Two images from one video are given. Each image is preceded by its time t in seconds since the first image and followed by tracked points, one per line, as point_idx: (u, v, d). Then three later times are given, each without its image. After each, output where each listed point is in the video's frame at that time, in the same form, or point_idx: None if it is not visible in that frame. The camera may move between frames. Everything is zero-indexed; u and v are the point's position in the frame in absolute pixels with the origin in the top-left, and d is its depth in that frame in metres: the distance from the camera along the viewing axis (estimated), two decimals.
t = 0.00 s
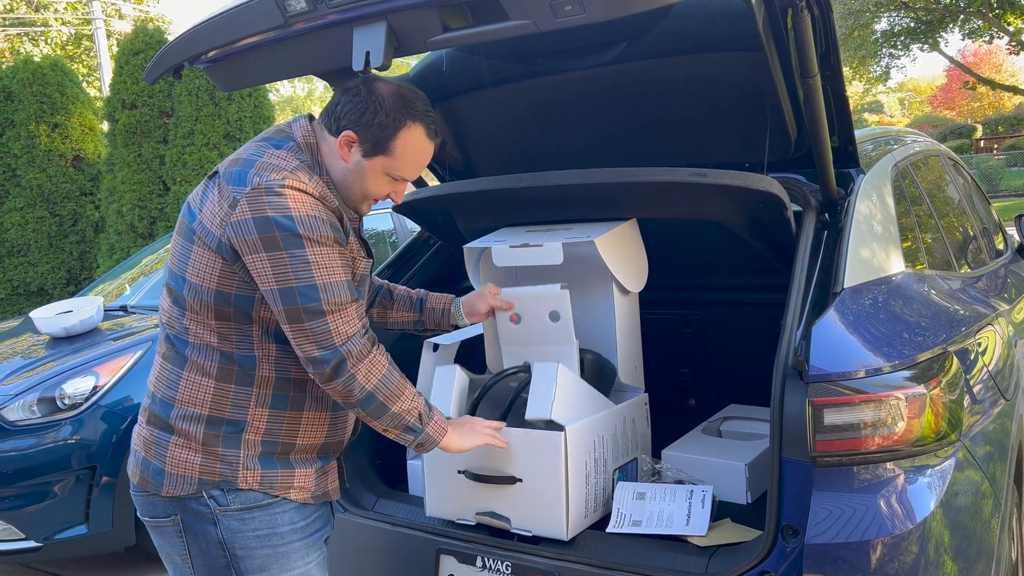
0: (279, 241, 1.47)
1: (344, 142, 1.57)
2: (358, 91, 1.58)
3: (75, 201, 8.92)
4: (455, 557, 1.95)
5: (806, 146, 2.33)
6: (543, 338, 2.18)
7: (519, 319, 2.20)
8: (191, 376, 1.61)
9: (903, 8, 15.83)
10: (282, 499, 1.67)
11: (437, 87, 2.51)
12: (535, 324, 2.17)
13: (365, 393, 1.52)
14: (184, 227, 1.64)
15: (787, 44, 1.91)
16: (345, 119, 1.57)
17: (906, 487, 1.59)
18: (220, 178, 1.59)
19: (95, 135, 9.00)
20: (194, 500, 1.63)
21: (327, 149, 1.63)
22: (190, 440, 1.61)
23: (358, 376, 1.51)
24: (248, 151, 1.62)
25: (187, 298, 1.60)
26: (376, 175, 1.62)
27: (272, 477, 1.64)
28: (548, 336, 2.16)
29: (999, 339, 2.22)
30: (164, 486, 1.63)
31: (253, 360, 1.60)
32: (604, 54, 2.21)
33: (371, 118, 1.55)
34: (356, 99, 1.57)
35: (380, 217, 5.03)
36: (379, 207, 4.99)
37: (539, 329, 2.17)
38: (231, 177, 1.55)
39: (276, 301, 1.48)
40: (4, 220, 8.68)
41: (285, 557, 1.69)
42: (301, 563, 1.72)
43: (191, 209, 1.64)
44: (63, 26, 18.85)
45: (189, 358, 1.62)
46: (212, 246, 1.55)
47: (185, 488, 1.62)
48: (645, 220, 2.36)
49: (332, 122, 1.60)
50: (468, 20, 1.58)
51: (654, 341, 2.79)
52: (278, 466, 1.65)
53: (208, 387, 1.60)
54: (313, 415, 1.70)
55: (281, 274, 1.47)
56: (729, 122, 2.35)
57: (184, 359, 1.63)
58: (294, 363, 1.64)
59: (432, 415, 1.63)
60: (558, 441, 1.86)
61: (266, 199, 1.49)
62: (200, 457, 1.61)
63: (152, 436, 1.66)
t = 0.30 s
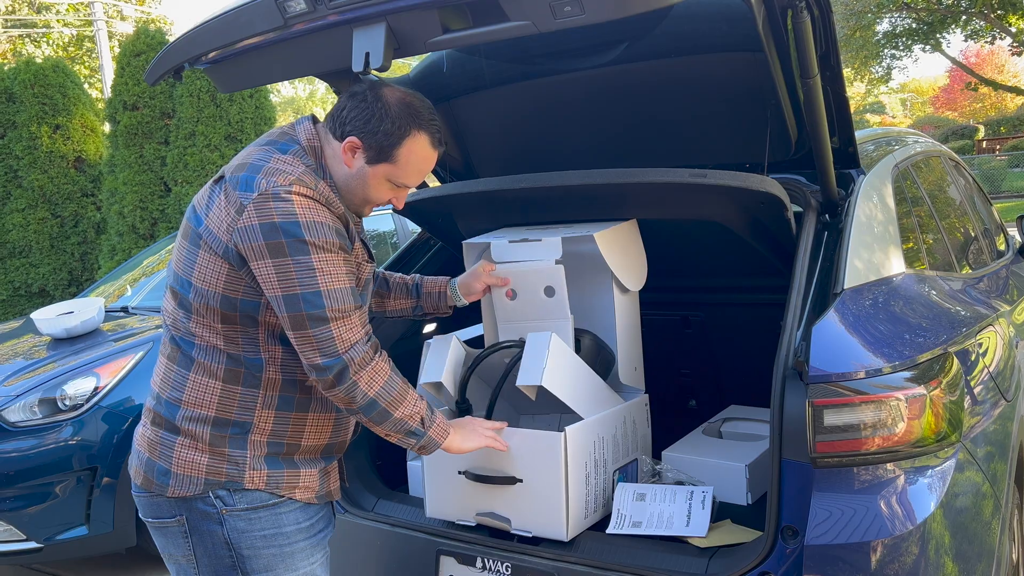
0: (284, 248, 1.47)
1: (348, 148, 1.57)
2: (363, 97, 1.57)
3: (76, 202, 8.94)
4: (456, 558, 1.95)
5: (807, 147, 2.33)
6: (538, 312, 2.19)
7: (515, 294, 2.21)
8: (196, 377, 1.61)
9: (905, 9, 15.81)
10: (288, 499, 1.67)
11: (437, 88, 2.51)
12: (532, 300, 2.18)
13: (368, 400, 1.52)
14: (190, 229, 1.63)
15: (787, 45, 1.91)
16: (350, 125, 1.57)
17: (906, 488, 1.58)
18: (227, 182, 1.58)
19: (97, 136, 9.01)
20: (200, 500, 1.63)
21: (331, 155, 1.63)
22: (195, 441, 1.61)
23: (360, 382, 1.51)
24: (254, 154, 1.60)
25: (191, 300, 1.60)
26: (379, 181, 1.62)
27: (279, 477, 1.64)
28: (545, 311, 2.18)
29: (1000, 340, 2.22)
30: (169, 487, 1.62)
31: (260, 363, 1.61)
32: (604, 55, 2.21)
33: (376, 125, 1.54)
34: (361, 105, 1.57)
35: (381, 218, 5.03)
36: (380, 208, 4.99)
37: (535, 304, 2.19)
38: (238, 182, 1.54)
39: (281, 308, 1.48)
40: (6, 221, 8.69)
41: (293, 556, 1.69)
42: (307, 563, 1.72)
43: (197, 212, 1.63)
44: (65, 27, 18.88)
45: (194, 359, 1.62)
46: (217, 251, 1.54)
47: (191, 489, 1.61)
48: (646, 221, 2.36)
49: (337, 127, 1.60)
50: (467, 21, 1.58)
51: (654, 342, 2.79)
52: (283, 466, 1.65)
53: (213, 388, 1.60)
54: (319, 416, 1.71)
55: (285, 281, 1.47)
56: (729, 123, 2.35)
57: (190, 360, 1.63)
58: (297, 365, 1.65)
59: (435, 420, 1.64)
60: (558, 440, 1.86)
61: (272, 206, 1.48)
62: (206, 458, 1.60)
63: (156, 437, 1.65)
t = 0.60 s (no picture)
0: (300, 255, 1.47)
1: (350, 152, 1.58)
2: (366, 101, 1.59)
3: (78, 203, 8.95)
4: (454, 558, 1.95)
5: (807, 148, 2.33)
6: (537, 319, 2.18)
7: (515, 299, 2.21)
8: (195, 380, 1.61)
9: (906, 9, 15.80)
10: (286, 500, 1.67)
11: (437, 88, 2.51)
12: (532, 307, 2.17)
13: (394, 396, 1.54)
14: (197, 234, 1.63)
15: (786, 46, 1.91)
16: (352, 129, 1.58)
17: (905, 488, 1.58)
18: (235, 189, 1.57)
19: (98, 138, 9.02)
20: (197, 501, 1.63)
21: (333, 159, 1.63)
22: (193, 442, 1.61)
23: (387, 380, 1.53)
24: (260, 160, 1.60)
25: (195, 305, 1.60)
26: (381, 185, 1.63)
27: (276, 478, 1.64)
28: (544, 318, 2.16)
29: (1000, 340, 2.22)
30: (167, 488, 1.63)
31: (259, 367, 1.60)
32: (604, 55, 2.21)
33: (379, 130, 1.56)
34: (363, 110, 1.58)
35: (381, 219, 5.04)
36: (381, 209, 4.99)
37: (535, 311, 2.18)
38: (247, 189, 1.53)
39: (300, 314, 1.48)
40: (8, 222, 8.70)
41: (291, 557, 1.70)
42: (306, 563, 1.73)
43: (202, 218, 1.63)
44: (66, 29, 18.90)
45: (194, 362, 1.62)
46: (227, 259, 1.55)
47: (188, 490, 1.62)
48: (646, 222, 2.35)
49: (339, 130, 1.61)
50: (466, 21, 1.58)
51: (654, 343, 2.79)
52: (281, 467, 1.66)
53: (212, 391, 1.60)
54: (318, 418, 1.70)
55: (303, 288, 1.47)
56: (729, 123, 2.35)
57: (189, 363, 1.63)
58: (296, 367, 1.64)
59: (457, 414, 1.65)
60: (557, 440, 1.86)
61: (284, 213, 1.48)
62: (204, 460, 1.61)
63: (154, 438, 1.65)
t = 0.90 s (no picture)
0: (373, 264, 1.53)
1: (375, 164, 1.61)
2: (389, 115, 1.62)
3: (79, 204, 8.96)
4: (456, 559, 1.95)
5: (808, 148, 2.33)
6: (538, 318, 2.18)
7: (516, 299, 2.21)
8: (213, 383, 1.59)
9: (907, 10, 15.79)
10: (292, 499, 1.69)
11: (438, 88, 2.51)
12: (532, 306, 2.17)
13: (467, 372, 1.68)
14: (239, 243, 1.59)
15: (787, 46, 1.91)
16: (377, 142, 1.61)
17: (906, 488, 1.58)
18: (285, 202, 1.56)
19: (99, 139, 9.03)
20: (205, 503, 1.62)
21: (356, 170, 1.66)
22: (205, 445, 1.59)
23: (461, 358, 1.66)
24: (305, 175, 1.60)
25: (231, 311, 1.57)
26: (402, 196, 1.66)
27: (284, 477, 1.66)
28: (545, 317, 2.16)
29: (1002, 340, 2.21)
30: (174, 491, 1.61)
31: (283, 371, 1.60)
32: (605, 55, 2.21)
33: (405, 143, 1.60)
34: (387, 123, 1.62)
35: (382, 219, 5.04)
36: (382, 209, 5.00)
37: (535, 310, 2.17)
38: (303, 205, 1.55)
39: (380, 314, 1.55)
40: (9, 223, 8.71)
41: (298, 556, 1.70)
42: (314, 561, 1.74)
43: (243, 226, 1.59)
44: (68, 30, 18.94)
45: (215, 365, 1.59)
46: (283, 269, 1.54)
47: (197, 492, 1.61)
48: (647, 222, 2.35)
49: (363, 142, 1.63)
50: (467, 21, 1.57)
51: (655, 343, 2.79)
52: (289, 467, 1.67)
53: (230, 394, 1.59)
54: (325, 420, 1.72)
55: (381, 290, 1.54)
56: (730, 123, 2.35)
57: (207, 365, 1.60)
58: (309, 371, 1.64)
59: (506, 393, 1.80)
60: (558, 441, 1.85)
61: (349, 226, 1.53)
62: (214, 461, 1.60)
63: (160, 440, 1.62)
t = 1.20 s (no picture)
0: (411, 277, 1.57)
1: (400, 180, 1.63)
2: (417, 133, 1.64)
3: (81, 204, 8.97)
4: (460, 560, 1.94)
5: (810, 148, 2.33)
6: (542, 321, 2.17)
7: (520, 302, 2.20)
8: (231, 386, 1.58)
9: (908, 11, 15.79)
10: (301, 500, 1.70)
11: (441, 89, 2.52)
12: (536, 309, 2.17)
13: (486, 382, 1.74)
14: (274, 250, 1.59)
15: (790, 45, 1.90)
16: (405, 159, 1.63)
17: (910, 489, 1.58)
18: (327, 215, 1.57)
19: (101, 139, 9.04)
20: (216, 505, 1.62)
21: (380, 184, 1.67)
22: (218, 447, 1.59)
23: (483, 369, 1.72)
24: (345, 187, 1.61)
25: (259, 316, 1.57)
26: (422, 213, 1.68)
27: (294, 478, 1.67)
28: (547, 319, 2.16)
29: (1004, 342, 2.21)
30: (184, 493, 1.61)
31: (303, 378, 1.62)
32: (607, 56, 2.21)
33: (433, 162, 1.63)
34: (415, 141, 1.64)
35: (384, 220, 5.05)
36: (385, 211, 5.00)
37: (540, 314, 2.17)
38: (346, 218, 1.56)
39: (416, 324, 1.59)
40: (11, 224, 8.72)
41: (310, 555, 1.71)
42: (324, 561, 1.74)
43: (280, 235, 1.59)
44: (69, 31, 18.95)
45: (234, 368, 1.58)
46: (322, 279, 1.55)
47: (207, 494, 1.60)
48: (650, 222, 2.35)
49: (391, 157, 1.65)
50: (470, 21, 1.57)
51: (657, 344, 2.79)
52: (297, 468, 1.69)
53: (248, 398, 1.59)
54: (332, 423, 1.73)
55: (418, 302, 1.58)
56: (732, 124, 2.35)
57: (225, 368, 1.59)
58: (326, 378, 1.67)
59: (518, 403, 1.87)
60: (560, 441, 1.86)
61: (389, 240, 1.56)
62: (226, 463, 1.60)
63: (172, 442, 1.62)
